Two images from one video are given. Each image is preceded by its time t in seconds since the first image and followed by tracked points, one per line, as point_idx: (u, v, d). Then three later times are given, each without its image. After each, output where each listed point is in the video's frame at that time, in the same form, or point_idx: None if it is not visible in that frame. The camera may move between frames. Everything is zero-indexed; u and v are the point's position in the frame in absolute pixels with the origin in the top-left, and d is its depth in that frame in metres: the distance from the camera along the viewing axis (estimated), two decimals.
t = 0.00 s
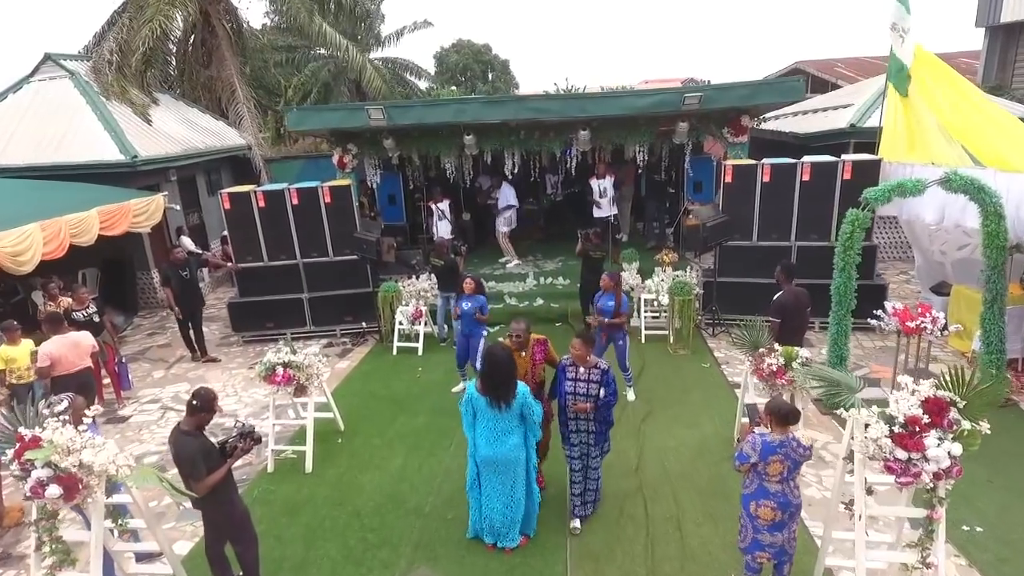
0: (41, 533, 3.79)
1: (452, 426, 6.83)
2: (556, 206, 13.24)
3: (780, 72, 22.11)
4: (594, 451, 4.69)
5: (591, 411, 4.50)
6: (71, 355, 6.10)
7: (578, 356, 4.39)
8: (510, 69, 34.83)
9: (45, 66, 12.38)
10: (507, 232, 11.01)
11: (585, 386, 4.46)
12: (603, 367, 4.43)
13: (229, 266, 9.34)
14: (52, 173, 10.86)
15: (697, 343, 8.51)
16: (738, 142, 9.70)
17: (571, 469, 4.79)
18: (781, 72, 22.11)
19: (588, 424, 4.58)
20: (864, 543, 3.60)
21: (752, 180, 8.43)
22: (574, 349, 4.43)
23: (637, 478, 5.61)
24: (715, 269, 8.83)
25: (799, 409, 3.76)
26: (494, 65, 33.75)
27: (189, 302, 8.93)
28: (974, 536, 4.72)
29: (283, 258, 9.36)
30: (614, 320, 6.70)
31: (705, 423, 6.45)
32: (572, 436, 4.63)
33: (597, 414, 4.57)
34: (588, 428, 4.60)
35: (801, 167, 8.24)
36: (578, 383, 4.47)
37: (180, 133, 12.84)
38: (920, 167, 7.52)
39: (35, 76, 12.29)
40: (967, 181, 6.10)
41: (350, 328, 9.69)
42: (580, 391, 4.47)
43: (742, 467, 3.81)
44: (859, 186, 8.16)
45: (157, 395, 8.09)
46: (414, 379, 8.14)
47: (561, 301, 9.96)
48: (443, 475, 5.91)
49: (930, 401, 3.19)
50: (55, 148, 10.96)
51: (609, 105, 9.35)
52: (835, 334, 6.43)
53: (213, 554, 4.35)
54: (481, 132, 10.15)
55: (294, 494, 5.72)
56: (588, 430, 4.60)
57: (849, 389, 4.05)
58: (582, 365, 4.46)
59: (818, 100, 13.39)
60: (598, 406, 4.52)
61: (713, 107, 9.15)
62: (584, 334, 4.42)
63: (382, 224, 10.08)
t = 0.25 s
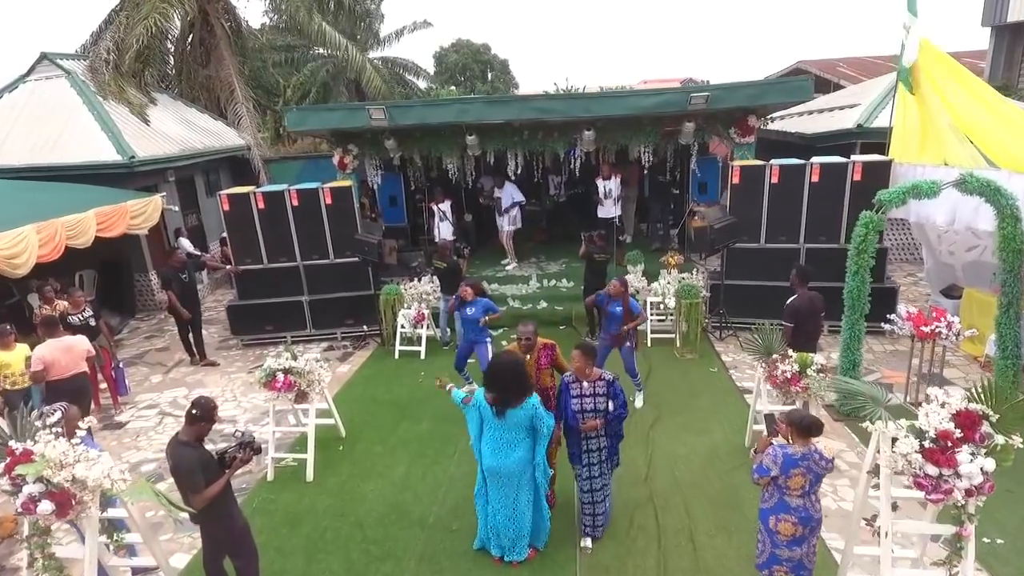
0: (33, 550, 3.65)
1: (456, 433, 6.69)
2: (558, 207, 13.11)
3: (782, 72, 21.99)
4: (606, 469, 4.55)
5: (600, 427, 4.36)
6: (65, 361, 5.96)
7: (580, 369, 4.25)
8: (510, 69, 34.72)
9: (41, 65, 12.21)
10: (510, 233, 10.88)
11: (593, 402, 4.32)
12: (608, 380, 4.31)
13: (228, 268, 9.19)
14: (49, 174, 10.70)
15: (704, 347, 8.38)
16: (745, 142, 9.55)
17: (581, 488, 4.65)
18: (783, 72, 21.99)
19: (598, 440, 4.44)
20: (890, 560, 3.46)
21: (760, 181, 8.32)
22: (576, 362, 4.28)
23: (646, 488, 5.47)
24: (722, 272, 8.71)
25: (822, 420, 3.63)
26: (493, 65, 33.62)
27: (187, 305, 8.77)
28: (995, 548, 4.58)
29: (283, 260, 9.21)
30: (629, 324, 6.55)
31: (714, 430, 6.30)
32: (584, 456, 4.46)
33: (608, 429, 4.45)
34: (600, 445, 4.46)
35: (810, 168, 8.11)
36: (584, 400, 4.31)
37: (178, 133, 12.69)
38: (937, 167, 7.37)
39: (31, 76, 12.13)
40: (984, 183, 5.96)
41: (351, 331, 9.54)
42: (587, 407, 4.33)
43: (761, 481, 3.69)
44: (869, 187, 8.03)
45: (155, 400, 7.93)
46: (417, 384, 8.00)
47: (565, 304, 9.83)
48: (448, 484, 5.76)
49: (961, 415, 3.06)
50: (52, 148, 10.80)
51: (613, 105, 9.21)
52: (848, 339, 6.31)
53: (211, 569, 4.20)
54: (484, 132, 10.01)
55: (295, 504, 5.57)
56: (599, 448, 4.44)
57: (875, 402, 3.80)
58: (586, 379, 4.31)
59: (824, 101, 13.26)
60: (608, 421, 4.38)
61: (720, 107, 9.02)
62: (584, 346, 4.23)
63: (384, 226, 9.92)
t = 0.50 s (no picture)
0: (25, 566, 3.53)
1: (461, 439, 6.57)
2: (561, 208, 13.02)
3: (785, 71, 21.85)
4: (617, 486, 4.41)
5: (608, 440, 4.23)
6: (57, 365, 5.85)
7: (585, 378, 4.11)
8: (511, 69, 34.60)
9: (39, 64, 12.09)
10: (513, 234, 10.72)
11: (599, 413, 4.19)
12: (617, 391, 4.15)
13: (228, 270, 9.07)
14: (47, 175, 10.57)
15: (711, 350, 8.27)
16: (752, 142, 9.41)
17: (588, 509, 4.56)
18: (786, 71, 21.85)
19: (605, 452, 4.31)
20: None
21: (768, 183, 8.20)
22: (581, 371, 4.15)
23: (655, 496, 5.35)
24: (729, 274, 8.60)
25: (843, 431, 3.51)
26: (494, 65, 33.49)
27: (186, 308, 8.66)
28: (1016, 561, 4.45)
29: (284, 262, 9.09)
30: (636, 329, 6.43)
31: (724, 437, 6.18)
32: (591, 469, 4.39)
33: (616, 442, 4.29)
34: (607, 458, 4.34)
35: (819, 169, 8.00)
36: (592, 410, 4.19)
37: (178, 133, 12.56)
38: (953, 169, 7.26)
39: (29, 75, 12.02)
40: (1001, 185, 5.83)
41: (352, 334, 9.43)
42: (593, 419, 4.20)
43: (779, 492, 3.57)
44: (879, 188, 7.90)
45: (154, 404, 7.82)
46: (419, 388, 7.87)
47: (569, 306, 9.72)
48: (453, 492, 5.64)
49: (993, 428, 2.96)
50: (50, 148, 10.68)
51: (618, 105, 9.08)
52: (864, 344, 6.15)
53: None
54: (487, 133, 9.88)
55: (296, 512, 5.44)
56: (607, 461, 4.34)
57: (899, 412, 3.85)
58: (593, 389, 4.17)
59: (829, 101, 13.15)
60: (616, 433, 4.24)
61: (727, 106, 8.91)
62: (588, 356, 4.10)
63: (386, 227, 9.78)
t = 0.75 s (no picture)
0: None
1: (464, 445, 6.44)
2: (565, 209, 12.94)
3: (787, 71, 21.73)
4: (635, 506, 4.10)
5: (623, 456, 3.95)
6: (43, 367, 5.72)
7: (602, 392, 3.84)
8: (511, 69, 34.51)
9: (36, 63, 11.95)
10: (514, 236, 10.53)
11: (615, 428, 3.92)
12: (633, 405, 3.87)
13: (227, 272, 8.94)
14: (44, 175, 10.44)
15: (717, 354, 8.15)
16: (758, 142, 9.27)
17: (600, 523, 4.35)
18: (788, 71, 21.74)
19: (619, 468, 4.04)
20: None
21: (775, 183, 8.08)
22: (597, 384, 3.87)
23: (664, 505, 5.23)
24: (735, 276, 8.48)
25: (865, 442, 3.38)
26: (494, 65, 33.37)
27: (184, 310, 8.53)
28: None
29: (284, 264, 8.96)
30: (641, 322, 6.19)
31: (733, 444, 6.05)
32: (604, 481, 4.18)
33: (631, 459, 3.98)
34: (622, 476, 4.05)
35: (828, 169, 7.87)
36: (606, 424, 3.93)
37: (176, 133, 12.42)
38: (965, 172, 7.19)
39: (25, 74, 11.88)
40: (1017, 186, 5.71)
41: (353, 336, 9.30)
42: (608, 433, 3.94)
43: (797, 506, 3.46)
44: (889, 189, 7.78)
45: (151, 409, 7.68)
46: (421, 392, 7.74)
47: (572, 308, 9.59)
48: (456, 501, 5.50)
49: None
50: (46, 148, 10.55)
51: (623, 105, 8.95)
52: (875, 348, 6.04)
53: None
54: (490, 133, 9.74)
55: (296, 521, 5.31)
56: (621, 477, 4.07)
57: (929, 424, 3.63)
58: (609, 402, 3.91)
59: (835, 101, 13.03)
60: (631, 450, 3.93)
61: (733, 106, 8.78)
62: (605, 368, 3.83)
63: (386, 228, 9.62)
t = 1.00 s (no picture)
0: None
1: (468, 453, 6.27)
2: (569, 210, 12.80)
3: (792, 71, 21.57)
4: (659, 538, 3.80)
5: (650, 484, 3.65)
6: (31, 371, 5.60)
7: (635, 413, 3.53)
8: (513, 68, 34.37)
9: (33, 63, 11.80)
10: (515, 239, 10.29)
11: (643, 452, 3.63)
12: (665, 428, 3.59)
13: (226, 275, 8.79)
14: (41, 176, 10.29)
15: (726, 359, 7.98)
16: (767, 142, 9.09)
17: (612, 552, 4.06)
18: (792, 71, 21.58)
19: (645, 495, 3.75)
20: None
21: (785, 185, 7.91)
22: (631, 404, 3.56)
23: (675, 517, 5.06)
24: (743, 279, 8.33)
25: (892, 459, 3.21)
26: (496, 65, 33.22)
27: (182, 314, 8.39)
28: None
29: (284, 267, 8.80)
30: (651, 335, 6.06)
31: (745, 453, 5.88)
32: (626, 507, 3.87)
33: (659, 486, 3.71)
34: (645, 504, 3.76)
35: (839, 170, 7.70)
36: (634, 447, 3.64)
37: (175, 133, 12.27)
38: (982, 173, 7.06)
39: (23, 74, 11.74)
40: None
41: (354, 340, 9.14)
42: (636, 457, 3.65)
43: (819, 523, 3.33)
44: (902, 190, 7.61)
45: (147, 415, 7.54)
46: (423, 398, 7.58)
47: (577, 311, 9.44)
48: (460, 512, 5.33)
49: None
50: (44, 148, 10.40)
51: (630, 104, 8.78)
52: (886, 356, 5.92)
53: None
54: (493, 132, 9.58)
55: (295, 533, 5.15)
56: (645, 505, 3.78)
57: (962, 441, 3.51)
58: (639, 424, 3.63)
59: (843, 100, 12.85)
60: (659, 477, 3.66)
61: (742, 105, 8.61)
62: (641, 387, 3.52)
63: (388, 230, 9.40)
